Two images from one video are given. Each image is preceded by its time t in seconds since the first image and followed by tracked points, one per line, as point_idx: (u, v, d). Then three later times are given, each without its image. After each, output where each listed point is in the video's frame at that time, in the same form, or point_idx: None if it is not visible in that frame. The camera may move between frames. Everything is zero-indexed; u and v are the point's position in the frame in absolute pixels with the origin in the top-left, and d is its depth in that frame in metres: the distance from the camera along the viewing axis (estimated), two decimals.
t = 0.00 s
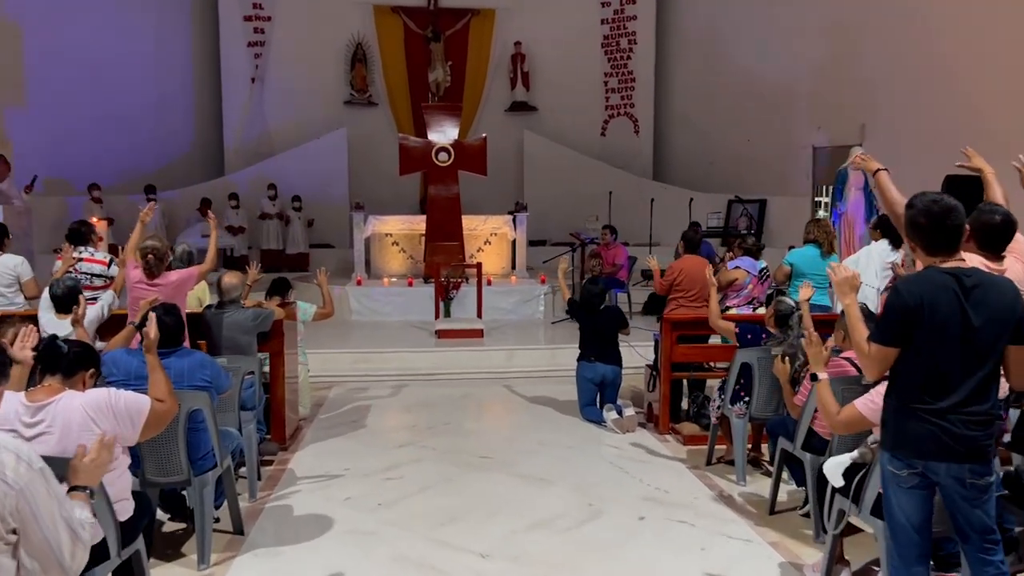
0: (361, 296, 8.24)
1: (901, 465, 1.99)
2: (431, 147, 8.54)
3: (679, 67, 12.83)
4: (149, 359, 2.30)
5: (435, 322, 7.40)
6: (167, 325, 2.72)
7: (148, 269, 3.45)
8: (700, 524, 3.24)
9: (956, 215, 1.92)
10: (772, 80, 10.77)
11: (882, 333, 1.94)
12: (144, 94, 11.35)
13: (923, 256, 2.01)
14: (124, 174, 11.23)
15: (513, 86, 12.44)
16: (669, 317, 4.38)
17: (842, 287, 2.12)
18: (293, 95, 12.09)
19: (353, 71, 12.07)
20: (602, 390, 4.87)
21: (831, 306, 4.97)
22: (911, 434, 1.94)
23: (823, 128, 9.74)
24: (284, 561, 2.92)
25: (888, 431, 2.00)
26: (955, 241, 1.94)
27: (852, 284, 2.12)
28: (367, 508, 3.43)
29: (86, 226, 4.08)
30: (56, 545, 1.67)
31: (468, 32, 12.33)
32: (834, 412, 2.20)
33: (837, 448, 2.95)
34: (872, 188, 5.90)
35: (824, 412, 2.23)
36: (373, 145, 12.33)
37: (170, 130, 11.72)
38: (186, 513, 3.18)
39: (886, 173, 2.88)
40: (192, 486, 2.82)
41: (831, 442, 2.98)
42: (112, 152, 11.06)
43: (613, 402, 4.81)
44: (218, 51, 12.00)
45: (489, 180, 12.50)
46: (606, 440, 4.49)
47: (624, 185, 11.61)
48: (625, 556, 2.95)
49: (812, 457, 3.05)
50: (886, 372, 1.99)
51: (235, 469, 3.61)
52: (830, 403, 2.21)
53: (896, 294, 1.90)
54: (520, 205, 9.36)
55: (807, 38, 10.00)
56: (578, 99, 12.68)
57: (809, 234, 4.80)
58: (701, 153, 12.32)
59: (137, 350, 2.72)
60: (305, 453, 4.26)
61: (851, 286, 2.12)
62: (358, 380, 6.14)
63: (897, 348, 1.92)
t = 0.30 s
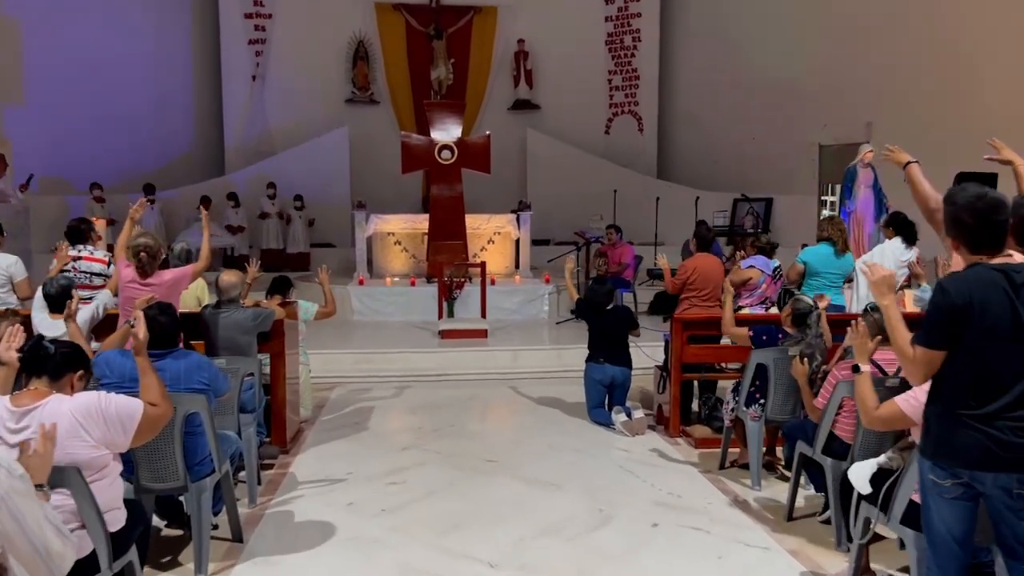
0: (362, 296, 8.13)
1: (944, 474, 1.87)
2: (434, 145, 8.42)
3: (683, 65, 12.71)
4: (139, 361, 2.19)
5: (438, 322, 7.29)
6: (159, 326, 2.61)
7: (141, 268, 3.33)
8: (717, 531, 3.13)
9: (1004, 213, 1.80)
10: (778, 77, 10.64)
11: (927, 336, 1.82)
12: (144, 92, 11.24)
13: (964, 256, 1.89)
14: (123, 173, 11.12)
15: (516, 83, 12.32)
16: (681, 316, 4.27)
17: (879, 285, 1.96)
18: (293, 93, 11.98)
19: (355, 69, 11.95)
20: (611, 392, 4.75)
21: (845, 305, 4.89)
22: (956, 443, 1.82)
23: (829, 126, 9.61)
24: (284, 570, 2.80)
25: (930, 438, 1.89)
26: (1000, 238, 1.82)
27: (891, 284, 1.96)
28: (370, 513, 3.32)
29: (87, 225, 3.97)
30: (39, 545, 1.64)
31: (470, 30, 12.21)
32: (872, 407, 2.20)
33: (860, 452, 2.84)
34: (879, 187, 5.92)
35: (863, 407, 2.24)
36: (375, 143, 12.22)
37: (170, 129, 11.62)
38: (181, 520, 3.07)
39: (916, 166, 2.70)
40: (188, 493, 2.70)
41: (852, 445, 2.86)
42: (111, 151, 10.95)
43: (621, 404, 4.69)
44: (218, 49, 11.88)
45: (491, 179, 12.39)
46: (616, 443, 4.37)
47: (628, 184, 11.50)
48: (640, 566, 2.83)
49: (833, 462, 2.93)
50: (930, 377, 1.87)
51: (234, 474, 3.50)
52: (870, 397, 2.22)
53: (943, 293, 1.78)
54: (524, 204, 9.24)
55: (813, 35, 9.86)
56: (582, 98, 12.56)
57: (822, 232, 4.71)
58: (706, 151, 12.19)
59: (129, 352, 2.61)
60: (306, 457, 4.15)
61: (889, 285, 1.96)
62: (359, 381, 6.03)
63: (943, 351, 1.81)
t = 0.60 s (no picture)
0: (362, 297, 7.99)
1: (1012, 499, 1.71)
2: (435, 144, 8.28)
3: (687, 63, 12.55)
4: (117, 373, 2.04)
5: (439, 324, 7.15)
6: (140, 335, 2.47)
7: (126, 272, 3.21)
8: (730, 548, 2.98)
9: None
10: (783, 75, 10.48)
11: (997, 348, 1.67)
12: (142, 91, 11.11)
13: None
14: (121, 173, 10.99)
15: (518, 82, 12.17)
16: (689, 320, 4.11)
17: (944, 293, 1.85)
18: (293, 92, 11.83)
19: (354, 67, 11.80)
20: (616, 398, 4.60)
21: (857, 308, 4.72)
22: None
23: (836, 124, 9.45)
24: None
25: (1002, 459, 1.73)
26: None
27: (956, 291, 1.84)
28: (366, 528, 3.18)
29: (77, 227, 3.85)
30: None
31: (471, 28, 12.04)
32: (905, 412, 2.13)
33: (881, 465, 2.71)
34: (887, 186, 5.79)
35: (894, 411, 2.17)
36: (375, 142, 12.06)
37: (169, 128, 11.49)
38: (167, 537, 2.92)
39: (953, 169, 2.61)
40: (174, 509, 2.56)
41: (875, 457, 2.72)
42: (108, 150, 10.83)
43: (627, 411, 4.55)
44: (216, 47, 11.73)
45: (493, 179, 12.24)
46: (621, 451, 4.22)
47: (631, 183, 11.34)
48: None
49: (852, 475, 2.77)
50: (998, 393, 1.72)
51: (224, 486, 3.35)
52: (902, 402, 2.16)
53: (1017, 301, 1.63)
54: (526, 204, 9.09)
55: (819, 32, 9.69)
56: (584, 96, 12.41)
57: (834, 233, 4.56)
58: (711, 150, 12.03)
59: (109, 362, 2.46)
60: (301, 467, 4.00)
61: (954, 292, 1.85)
62: (358, 385, 5.89)
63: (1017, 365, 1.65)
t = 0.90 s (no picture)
0: (362, 298, 7.86)
1: None
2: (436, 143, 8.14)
3: (692, 61, 12.41)
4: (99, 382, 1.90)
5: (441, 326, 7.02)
6: (128, 341, 2.33)
7: (112, 271, 3.08)
8: (746, 563, 2.84)
9: None
10: (789, 73, 10.34)
11: None
12: (141, 90, 11.00)
13: None
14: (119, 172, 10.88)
15: (520, 80, 12.04)
16: (698, 322, 3.97)
17: None
18: (292, 90, 11.70)
19: (355, 65, 11.67)
20: (623, 402, 4.47)
21: (870, 310, 4.59)
22: None
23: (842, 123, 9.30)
24: None
25: None
26: None
27: None
28: (364, 540, 3.05)
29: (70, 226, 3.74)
30: None
31: (473, 25, 11.89)
32: (929, 420, 2.02)
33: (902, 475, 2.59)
34: (896, 185, 5.66)
35: (918, 421, 2.05)
36: (376, 141, 11.94)
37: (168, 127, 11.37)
38: (155, 550, 2.79)
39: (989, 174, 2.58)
40: (163, 523, 2.43)
41: (898, 468, 2.59)
42: (106, 150, 10.71)
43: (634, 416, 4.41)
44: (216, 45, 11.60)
45: (495, 178, 12.12)
46: (628, 458, 4.09)
47: (634, 182, 11.20)
48: None
49: (874, 487, 2.64)
50: None
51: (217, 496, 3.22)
52: (926, 411, 2.04)
53: None
54: (529, 203, 8.96)
55: (826, 29, 9.54)
56: (588, 94, 12.27)
57: (848, 233, 4.42)
58: (715, 149, 11.89)
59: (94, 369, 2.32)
60: (297, 475, 3.87)
61: None
62: (357, 388, 5.76)
63: None
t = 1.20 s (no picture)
0: (363, 298, 7.74)
1: None
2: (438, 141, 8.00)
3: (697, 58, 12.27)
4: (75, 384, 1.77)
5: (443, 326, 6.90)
6: (118, 342, 2.19)
7: (102, 269, 2.97)
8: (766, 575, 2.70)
9: None
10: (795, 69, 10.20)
11: None
12: (140, 88, 10.89)
13: None
14: (118, 171, 10.76)
15: (523, 78, 11.92)
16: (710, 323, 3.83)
17: None
18: (293, 88, 11.58)
19: (356, 62, 11.55)
20: (632, 405, 4.34)
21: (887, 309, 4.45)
22: None
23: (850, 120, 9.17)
24: None
25: None
26: None
27: None
28: (365, 550, 2.92)
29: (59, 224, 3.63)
30: None
31: (476, 22, 11.76)
32: (961, 437, 1.90)
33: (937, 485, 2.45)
34: (906, 184, 5.54)
35: (948, 440, 1.92)
36: (377, 139, 11.81)
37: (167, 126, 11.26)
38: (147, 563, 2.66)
39: None
40: (154, 535, 2.30)
41: (929, 476, 2.46)
42: (105, 149, 10.60)
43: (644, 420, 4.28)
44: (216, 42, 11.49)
45: (498, 177, 11.99)
46: (638, 463, 3.96)
47: (638, 181, 11.07)
48: None
49: (902, 496, 2.51)
50: None
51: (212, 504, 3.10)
52: (957, 429, 1.92)
53: None
54: (533, 201, 8.83)
55: (834, 24, 9.41)
56: (591, 92, 12.14)
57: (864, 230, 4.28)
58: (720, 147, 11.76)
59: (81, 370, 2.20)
60: (297, 481, 3.74)
61: None
62: (358, 390, 5.63)
63: None
